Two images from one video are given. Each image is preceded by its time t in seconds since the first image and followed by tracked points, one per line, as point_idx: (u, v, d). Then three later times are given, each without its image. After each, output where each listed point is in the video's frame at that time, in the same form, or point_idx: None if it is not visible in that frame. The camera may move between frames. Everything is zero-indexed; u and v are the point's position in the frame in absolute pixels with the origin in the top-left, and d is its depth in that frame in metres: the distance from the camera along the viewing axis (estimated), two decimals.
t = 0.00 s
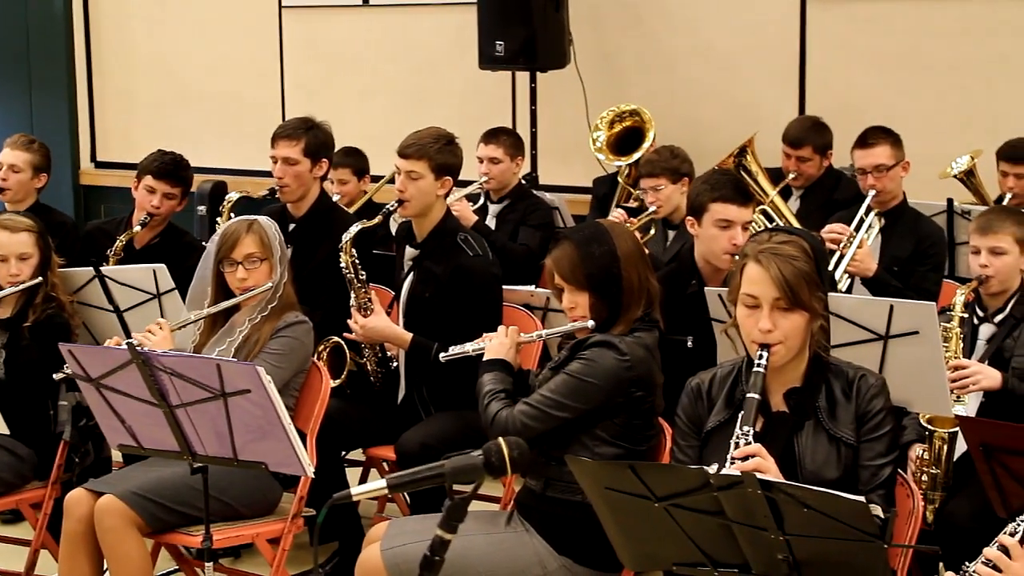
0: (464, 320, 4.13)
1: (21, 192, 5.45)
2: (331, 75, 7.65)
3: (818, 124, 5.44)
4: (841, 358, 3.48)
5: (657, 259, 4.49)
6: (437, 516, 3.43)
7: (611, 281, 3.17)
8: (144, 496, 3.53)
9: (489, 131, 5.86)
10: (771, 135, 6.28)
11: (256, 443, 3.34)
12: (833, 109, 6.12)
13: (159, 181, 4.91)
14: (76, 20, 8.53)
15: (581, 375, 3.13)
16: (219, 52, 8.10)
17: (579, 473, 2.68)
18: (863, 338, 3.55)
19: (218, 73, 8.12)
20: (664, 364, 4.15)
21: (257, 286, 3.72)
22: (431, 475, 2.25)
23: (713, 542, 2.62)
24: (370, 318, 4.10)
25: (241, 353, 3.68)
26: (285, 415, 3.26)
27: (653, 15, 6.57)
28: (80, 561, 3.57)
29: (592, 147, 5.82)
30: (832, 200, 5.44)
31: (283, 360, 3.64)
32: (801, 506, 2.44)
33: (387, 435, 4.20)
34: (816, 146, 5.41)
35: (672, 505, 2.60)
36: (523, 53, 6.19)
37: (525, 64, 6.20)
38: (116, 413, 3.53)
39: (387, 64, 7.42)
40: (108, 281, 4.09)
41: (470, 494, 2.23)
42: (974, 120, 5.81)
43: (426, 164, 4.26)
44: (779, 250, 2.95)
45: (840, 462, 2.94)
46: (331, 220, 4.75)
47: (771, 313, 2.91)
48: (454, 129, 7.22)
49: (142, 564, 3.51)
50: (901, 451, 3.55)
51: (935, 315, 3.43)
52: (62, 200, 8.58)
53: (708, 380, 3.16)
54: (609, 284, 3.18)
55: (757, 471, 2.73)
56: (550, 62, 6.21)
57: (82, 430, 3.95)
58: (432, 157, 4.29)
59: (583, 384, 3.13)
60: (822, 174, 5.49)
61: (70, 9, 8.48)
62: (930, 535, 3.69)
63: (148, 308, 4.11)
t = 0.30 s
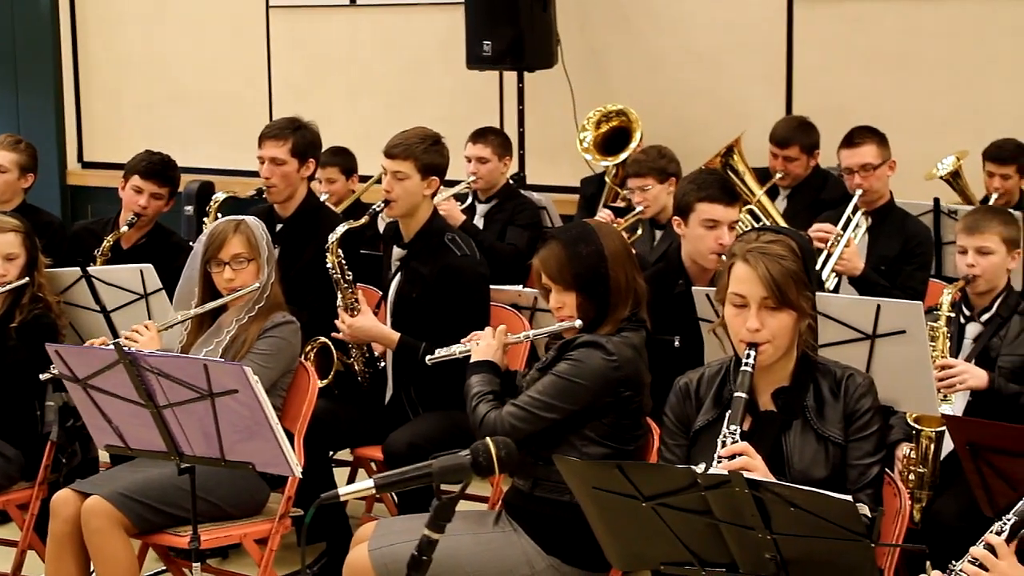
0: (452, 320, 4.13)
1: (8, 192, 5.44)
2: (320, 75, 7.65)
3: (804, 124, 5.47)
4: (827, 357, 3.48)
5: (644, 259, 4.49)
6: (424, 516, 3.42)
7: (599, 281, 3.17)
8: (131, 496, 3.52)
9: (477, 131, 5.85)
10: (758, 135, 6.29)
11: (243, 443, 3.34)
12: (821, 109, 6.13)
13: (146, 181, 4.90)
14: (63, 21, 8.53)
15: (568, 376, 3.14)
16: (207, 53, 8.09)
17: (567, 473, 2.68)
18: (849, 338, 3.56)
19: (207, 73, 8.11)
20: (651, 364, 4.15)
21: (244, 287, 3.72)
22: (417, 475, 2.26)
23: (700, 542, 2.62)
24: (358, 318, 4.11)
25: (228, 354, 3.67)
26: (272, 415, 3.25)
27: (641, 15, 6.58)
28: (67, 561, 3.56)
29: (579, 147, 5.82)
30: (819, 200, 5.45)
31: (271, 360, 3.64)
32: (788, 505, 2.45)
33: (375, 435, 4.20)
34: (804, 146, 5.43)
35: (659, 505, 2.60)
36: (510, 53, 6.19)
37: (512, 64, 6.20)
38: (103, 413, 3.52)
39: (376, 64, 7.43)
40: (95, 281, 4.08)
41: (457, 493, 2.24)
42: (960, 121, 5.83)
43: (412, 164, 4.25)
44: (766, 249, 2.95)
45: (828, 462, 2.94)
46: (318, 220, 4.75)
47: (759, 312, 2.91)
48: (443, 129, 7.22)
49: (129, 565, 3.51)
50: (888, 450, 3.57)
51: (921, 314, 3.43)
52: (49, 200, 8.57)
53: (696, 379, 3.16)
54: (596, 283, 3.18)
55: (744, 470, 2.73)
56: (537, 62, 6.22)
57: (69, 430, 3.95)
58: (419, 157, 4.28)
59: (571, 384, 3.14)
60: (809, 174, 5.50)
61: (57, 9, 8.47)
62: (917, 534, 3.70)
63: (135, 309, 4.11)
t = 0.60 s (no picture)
0: (438, 320, 4.13)
1: None
2: (307, 75, 7.64)
3: (790, 123, 5.47)
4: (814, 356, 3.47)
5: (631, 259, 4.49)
6: (412, 516, 3.41)
7: (586, 281, 3.17)
8: (118, 497, 3.51)
9: (464, 130, 5.86)
10: (745, 134, 6.30)
11: (230, 443, 3.33)
12: (808, 109, 6.14)
13: (132, 182, 4.89)
14: (48, 21, 8.53)
15: (556, 376, 3.13)
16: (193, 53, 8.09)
17: (554, 472, 2.67)
18: (836, 336, 3.56)
19: (194, 73, 8.11)
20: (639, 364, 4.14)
21: (230, 287, 3.71)
22: (405, 475, 2.25)
23: (687, 542, 2.61)
24: (343, 318, 4.13)
25: (215, 354, 3.67)
26: (259, 415, 3.24)
27: (627, 15, 6.59)
28: (53, 561, 3.55)
29: (567, 146, 5.82)
30: (806, 199, 5.45)
31: (257, 361, 3.64)
32: (775, 504, 2.45)
33: (363, 435, 4.19)
34: (790, 145, 5.43)
35: (647, 505, 2.59)
36: (497, 52, 6.19)
37: (499, 64, 6.20)
38: (89, 414, 3.51)
39: (363, 64, 7.42)
40: (80, 282, 4.08)
41: (444, 494, 2.23)
42: (947, 120, 5.84)
43: (397, 164, 4.25)
44: (754, 248, 2.95)
45: (816, 461, 2.94)
46: (306, 220, 4.75)
47: (746, 311, 2.91)
48: (430, 129, 7.22)
49: (116, 566, 3.50)
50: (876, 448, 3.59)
51: (909, 313, 3.42)
52: (34, 200, 8.56)
53: (684, 378, 3.15)
54: (583, 283, 3.17)
55: (733, 469, 2.72)
56: (524, 62, 6.22)
57: (54, 431, 3.94)
58: (403, 157, 4.29)
59: (559, 384, 3.13)
60: (797, 173, 5.50)
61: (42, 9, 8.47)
62: (905, 533, 3.70)
63: (121, 309, 4.10)
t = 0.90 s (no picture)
0: (418, 321, 4.14)
1: None
2: (293, 74, 7.64)
3: (776, 123, 5.47)
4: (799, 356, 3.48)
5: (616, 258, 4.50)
6: (398, 518, 3.41)
7: (571, 281, 3.17)
8: (102, 498, 3.51)
9: (449, 130, 5.86)
10: (730, 133, 6.32)
11: (216, 444, 3.32)
12: (793, 108, 6.15)
13: (115, 181, 4.89)
14: (32, 21, 8.53)
15: (541, 376, 3.13)
16: (178, 53, 8.10)
17: (539, 471, 2.67)
18: (822, 335, 3.55)
19: (179, 73, 8.12)
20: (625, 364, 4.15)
21: (215, 287, 3.71)
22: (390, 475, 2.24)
23: (673, 541, 2.61)
24: (322, 322, 4.11)
25: (200, 354, 3.66)
26: (244, 415, 3.24)
27: (613, 15, 6.61)
28: (37, 561, 3.55)
29: (553, 145, 5.82)
30: (791, 198, 5.46)
31: (243, 361, 3.63)
32: (761, 503, 2.45)
33: (347, 434, 4.21)
34: (775, 144, 5.44)
35: (632, 504, 2.59)
36: (482, 52, 6.20)
37: (484, 63, 6.21)
38: (74, 415, 3.50)
39: (349, 64, 7.43)
40: (65, 282, 4.08)
41: (430, 494, 2.22)
42: (931, 119, 5.85)
43: (370, 166, 4.27)
44: (738, 247, 2.94)
45: (801, 460, 2.94)
46: (292, 220, 4.75)
47: (731, 311, 2.90)
48: (417, 129, 7.22)
49: (100, 567, 3.50)
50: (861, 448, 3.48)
51: (893, 313, 3.42)
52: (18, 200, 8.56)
53: (670, 377, 3.15)
54: (568, 283, 3.17)
55: (718, 468, 2.72)
56: (509, 62, 6.23)
57: (39, 431, 4.00)
58: (377, 158, 4.31)
59: (544, 384, 3.13)
60: (782, 173, 5.51)
61: (26, 9, 8.48)
62: (891, 531, 3.71)
63: (106, 309, 4.10)
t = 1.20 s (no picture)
0: (391, 325, 4.16)
1: None
2: (278, 74, 7.65)
3: (760, 122, 5.47)
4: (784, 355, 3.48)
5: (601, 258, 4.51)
6: (382, 517, 3.41)
7: (555, 280, 3.17)
8: (84, 499, 3.50)
9: (432, 129, 5.83)
10: (714, 133, 6.34)
11: (200, 444, 3.32)
12: (777, 108, 6.16)
13: (97, 181, 4.88)
14: (14, 20, 8.52)
15: (526, 375, 3.13)
16: (161, 52, 8.09)
17: (523, 471, 2.67)
18: (806, 335, 3.56)
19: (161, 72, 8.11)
20: (609, 364, 4.15)
21: (198, 287, 3.70)
22: (375, 476, 2.22)
23: (656, 540, 2.61)
24: (294, 326, 4.19)
25: (184, 354, 3.66)
26: (227, 416, 3.23)
27: (597, 15, 6.62)
28: (20, 561, 3.54)
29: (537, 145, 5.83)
30: (775, 197, 5.48)
31: (226, 361, 3.63)
32: (744, 502, 2.45)
33: (323, 436, 4.24)
34: (759, 143, 5.45)
35: (616, 503, 2.59)
36: (466, 52, 6.20)
37: (468, 63, 6.21)
38: (56, 415, 3.49)
39: (334, 64, 7.43)
40: (47, 282, 4.06)
41: (413, 493, 2.19)
42: (914, 119, 5.86)
43: (335, 168, 4.29)
44: (722, 248, 2.93)
45: (783, 459, 2.93)
46: (275, 218, 4.74)
47: (715, 310, 2.89)
48: (401, 128, 7.22)
49: (82, 568, 3.49)
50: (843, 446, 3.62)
51: (876, 313, 3.43)
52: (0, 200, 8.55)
53: (653, 377, 3.09)
54: (552, 283, 3.17)
55: (702, 468, 2.70)
56: (493, 62, 6.23)
57: (21, 432, 4.09)
58: (341, 160, 4.32)
59: (528, 384, 3.13)
60: (765, 172, 5.52)
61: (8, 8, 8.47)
62: (873, 530, 3.73)
63: (89, 310, 4.10)
